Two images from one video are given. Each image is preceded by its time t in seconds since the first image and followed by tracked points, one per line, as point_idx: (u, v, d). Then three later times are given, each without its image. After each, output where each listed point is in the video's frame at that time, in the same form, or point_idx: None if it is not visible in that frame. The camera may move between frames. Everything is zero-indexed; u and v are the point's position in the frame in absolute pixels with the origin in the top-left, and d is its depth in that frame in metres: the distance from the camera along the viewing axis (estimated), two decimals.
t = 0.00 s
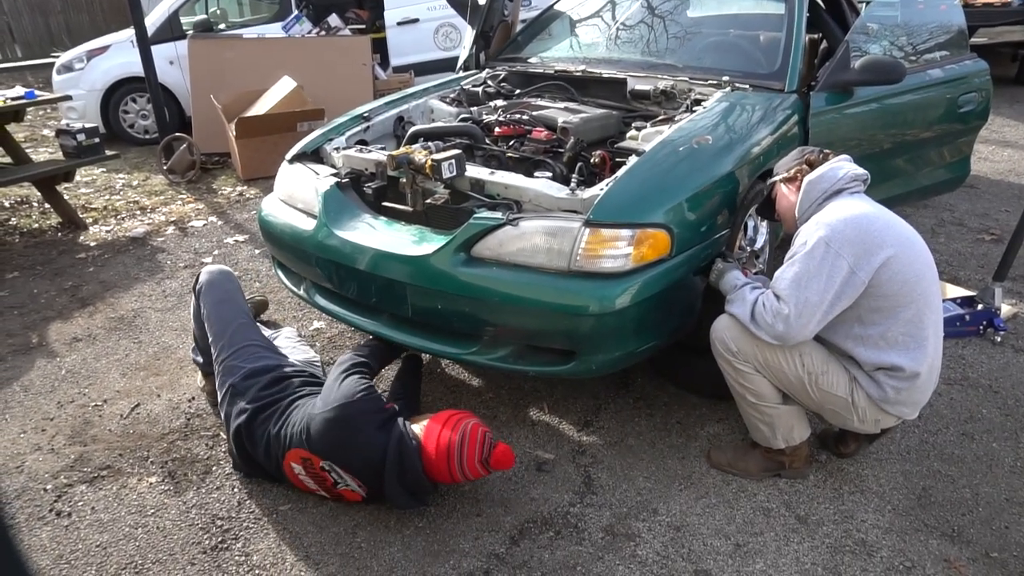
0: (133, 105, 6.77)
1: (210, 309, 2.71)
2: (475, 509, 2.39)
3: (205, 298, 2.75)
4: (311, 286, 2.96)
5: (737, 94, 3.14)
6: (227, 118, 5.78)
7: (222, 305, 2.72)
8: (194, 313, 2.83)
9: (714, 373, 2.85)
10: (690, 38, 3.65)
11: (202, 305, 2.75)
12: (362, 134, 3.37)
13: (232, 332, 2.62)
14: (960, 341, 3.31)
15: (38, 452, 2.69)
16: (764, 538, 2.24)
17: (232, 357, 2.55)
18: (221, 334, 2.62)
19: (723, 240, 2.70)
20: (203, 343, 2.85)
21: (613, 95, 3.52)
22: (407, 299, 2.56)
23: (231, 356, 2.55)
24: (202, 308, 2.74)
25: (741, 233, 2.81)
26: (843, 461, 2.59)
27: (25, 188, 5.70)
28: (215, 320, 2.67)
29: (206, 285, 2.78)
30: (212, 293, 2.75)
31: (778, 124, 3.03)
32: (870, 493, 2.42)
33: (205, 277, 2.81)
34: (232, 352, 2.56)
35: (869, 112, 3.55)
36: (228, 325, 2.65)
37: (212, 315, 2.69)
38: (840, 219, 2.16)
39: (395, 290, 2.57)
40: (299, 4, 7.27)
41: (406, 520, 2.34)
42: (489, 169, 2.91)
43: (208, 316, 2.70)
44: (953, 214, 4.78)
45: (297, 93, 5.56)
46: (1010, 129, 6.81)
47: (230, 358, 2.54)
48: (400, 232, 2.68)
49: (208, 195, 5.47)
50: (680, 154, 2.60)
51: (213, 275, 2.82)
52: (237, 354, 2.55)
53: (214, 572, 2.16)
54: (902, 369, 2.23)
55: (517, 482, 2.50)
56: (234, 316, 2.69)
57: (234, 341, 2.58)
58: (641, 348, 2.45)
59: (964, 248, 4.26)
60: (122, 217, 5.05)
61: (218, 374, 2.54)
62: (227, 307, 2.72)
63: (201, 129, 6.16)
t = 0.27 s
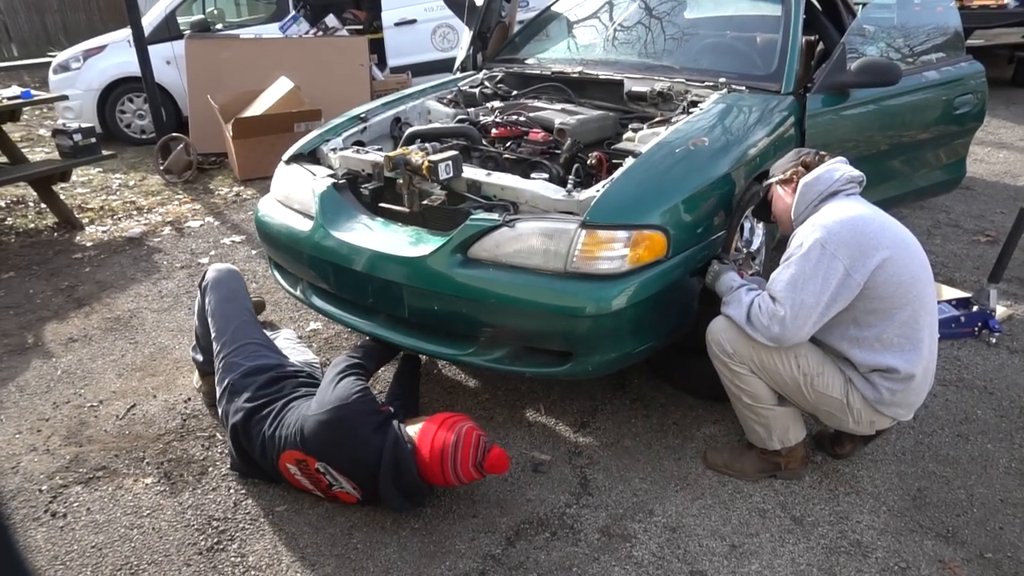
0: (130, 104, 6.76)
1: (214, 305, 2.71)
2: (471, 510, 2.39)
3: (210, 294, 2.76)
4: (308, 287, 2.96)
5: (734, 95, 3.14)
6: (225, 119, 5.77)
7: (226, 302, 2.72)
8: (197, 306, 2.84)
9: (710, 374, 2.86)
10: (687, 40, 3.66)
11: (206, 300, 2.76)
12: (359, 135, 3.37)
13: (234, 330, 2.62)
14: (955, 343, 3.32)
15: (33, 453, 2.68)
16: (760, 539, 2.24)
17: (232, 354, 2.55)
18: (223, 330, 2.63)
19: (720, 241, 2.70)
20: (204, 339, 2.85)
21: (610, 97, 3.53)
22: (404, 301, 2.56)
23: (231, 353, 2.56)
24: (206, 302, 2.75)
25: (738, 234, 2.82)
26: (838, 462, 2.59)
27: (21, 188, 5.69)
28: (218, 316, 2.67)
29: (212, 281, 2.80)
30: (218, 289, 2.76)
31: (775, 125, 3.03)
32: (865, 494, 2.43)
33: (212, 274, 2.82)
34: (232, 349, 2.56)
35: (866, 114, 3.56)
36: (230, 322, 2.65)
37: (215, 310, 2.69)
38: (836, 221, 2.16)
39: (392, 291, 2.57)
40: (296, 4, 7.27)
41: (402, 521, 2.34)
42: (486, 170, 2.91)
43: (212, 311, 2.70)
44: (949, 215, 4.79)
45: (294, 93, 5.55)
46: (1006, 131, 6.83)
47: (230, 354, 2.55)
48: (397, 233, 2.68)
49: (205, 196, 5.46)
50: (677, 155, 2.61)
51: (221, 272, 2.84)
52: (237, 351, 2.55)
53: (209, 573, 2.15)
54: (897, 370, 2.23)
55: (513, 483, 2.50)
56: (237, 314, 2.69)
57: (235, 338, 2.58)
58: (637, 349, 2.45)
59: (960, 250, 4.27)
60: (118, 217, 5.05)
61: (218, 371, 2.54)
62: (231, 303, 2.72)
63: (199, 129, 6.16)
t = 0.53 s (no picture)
0: (127, 109, 6.76)
1: (214, 309, 2.72)
2: (470, 513, 2.39)
3: (210, 298, 2.76)
4: (305, 291, 2.96)
5: (730, 98, 3.15)
6: (222, 123, 5.77)
7: (226, 306, 2.73)
8: (197, 310, 2.84)
9: (707, 376, 2.86)
10: (684, 43, 3.67)
11: (206, 303, 2.76)
12: (356, 139, 3.37)
13: (233, 333, 2.63)
14: (952, 344, 3.33)
15: (31, 458, 2.68)
16: (758, 541, 2.25)
17: (231, 357, 2.55)
18: (222, 334, 2.63)
19: (717, 244, 2.71)
20: (203, 343, 2.86)
21: (607, 100, 3.54)
22: (402, 304, 2.56)
23: (230, 356, 2.56)
24: (206, 306, 2.75)
25: (734, 237, 2.83)
26: (836, 464, 2.60)
27: (19, 193, 5.68)
28: (218, 319, 2.68)
29: (212, 286, 2.80)
30: (217, 294, 2.77)
31: (771, 128, 3.04)
32: (863, 496, 2.43)
33: (212, 278, 2.83)
34: (231, 353, 2.56)
35: (862, 116, 3.57)
36: (229, 326, 2.66)
37: (215, 314, 2.70)
38: (833, 224, 2.17)
39: (390, 295, 2.57)
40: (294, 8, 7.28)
41: (401, 525, 2.34)
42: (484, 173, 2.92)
43: (212, 314, 2.71)
44: (945, 217, 4.80)
45: (292, 97, 5.56)
46: (1001, 133, 6.86)
47: (229, 358, 2.55)
48: (394, 236, 2.68)
49: (202, 200, 5.46)
50: (674, 158, 2.61)
51: (221, 276, 2.84)
52: (236, 354, 2.56)
53: None
54: (894, 372, 2.24)
55: (511, 486, 2.50)
56: (237, 318, 2.69)
57: (234, 342, 2.58)
58: (635, 352, 2.45)
59: (956, 252, 4.29)
60: (116, 222, 5.04)
61: (217, 374, 2.54)
62: (231, 307, 2.73)
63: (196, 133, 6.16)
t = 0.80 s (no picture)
0: (127, 112, 6.77)
1: (212, 311, 2.71)
2: (468, 517, 2.39)
3: (208, 300, 2.75)
4: (305, 295, 2.96)
5: (729, 103, 3.17)
6: (222, 126, 5.78)
7: (225, 309, 2.72)
8: (196, 312, 2.84)
9: (706, 380, 2.87)
10: (682, 48, 3.68)
11: (205, 306, 2.75)
12: (356, 143, 3.38)
13: (233, 336, 2.63)
14: (950, 349, 3.34)
15: (30, 461, 2.68)
16: (756, 545, 2.25)
17: (230, 361, 2.55)
18: (221, 337, 2.63)
19: (716, 248, 2.71)
20: (200, 345, 2.86)
21: (606, 104, 3.55)
22: (400, 307, 2.56)
23: (229, 360, 2.56)
24: (205, 308, 2.75)
25: (733, 241, 2.84)
26: (834, 468, 2.60)
27: (18, 195, 5.69)
28: (217, 322, 2.67)
29: (209, 288, 2.79)
30: (216, 296, 2.76)
31: (770, 132, 3.05)
32: (861, 500, 2.43)
33: (210, 281, 2.81)
34: (231, 356, 2.56)
35: (860, 121, 3.58)
36: (228, 329, 2.65)
37: (214, 317, 2.69)
38: (831, 228, 2.18)
39: (389, 298, 2.57)
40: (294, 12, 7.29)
41: (399, 528, 2.34)
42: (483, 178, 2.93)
43: (211, 317, 2.70)
44: (943, 222, 4.81)
45: (292, 101, 5.57)
46: (999, 137, 6.88)
47: (228, 361, 2.55)
48: (393, 240, 2.69)
49: (202, 203, 5.47)
50: (672, 162, 2.62)
51: (219, 279, 2.83)
52: (235, 358, 2.56)
53: None
54: (892, 376, 2.24)
55: (510, 490, 2.50)
56: (235, 321, 2.69)
57: (234, 345, 2.58)
58: (634, 356, 2.46)
59: (954, 256, 4.30)
60: (115, 225, 5.05)
61: (216, 378, 2.54)
62: (230, 310, 2.72)
63: (195, 137, 6.17)
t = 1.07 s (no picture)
0: (126, 115, 6.77)
1: (203, 319, 2.70)
2: (468, 518, 2.39)
3: (196, 308, 2.73)
4: (304, 297, 2.96)
5: (728, 105, 3.17)
6: (221, 129, 5.79)
7: (217, 314, 2.71)
8: (185, 318, 2.82)
9: (705, 382, 2.87)
10: (681, 50, 3.69)
11: (195, 311, 2.73)
12: (355, 145, 3.38)
13: (228, 341, 2.63)
14: (949, 350, 3.34)
15: (29, 463, 2.68)
16: (755, 546, 2.25)
17: (227, 365, 2.55)
18: (214, 343, 2.62)
19: (715, 250, 2.71)
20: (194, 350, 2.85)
21: (605, 107, 3.55)
22: (400, 309, 2.56)
23: (223, 366, 2.56)
24: (194, 314, 2.73)
25: (732, 242, 2.84)
26: (833, 470, 2.60)
27: (17, 198, 5.69)
28: (210, 328, 2.66)
29: (197, 296, 2.76)
30: (204, 303, 2.73)
31: (768, 134, 3.06)
32: (861, 501, 2.43)
33: (197, 288, 2.78)
34: (227, 361, 2.56)
35: (859, 123, 3.59)
36: (220, 335, 2.64)
37: (206, 322, 2.68)
38: (830, 230, 2.18)
39: (389, 300, 2.57)
40: (293, 15, 7.31)
41: (399, 530, 2.34)
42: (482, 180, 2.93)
43: (202, 323, 2.69)
44: (942, 224, 4.82)
45: (291, 103, 5.58)
46: (997, 140, 6.89)
47: (223, 367, 2.55)
48: (393, 242, 2.69)
49: (201, 206, 5.47)
50: (671, 164, 2.62)
51: (207, 285, 2.80)
52: (230, 363, 2.56)
53: None
54: (891, 378, 2.25)
55: (509, 492, 2.50)
56: (227, 326, 2.68)
57: (230, 349, 2.59)
58: (633, 357, 2.46)
59: (952, 258, 4.30)
60: (114, 227, 5.05)
61: (211, 384, 2.54)
62: (223, 315, 2.72)
63: (195, 139, 6.17)
